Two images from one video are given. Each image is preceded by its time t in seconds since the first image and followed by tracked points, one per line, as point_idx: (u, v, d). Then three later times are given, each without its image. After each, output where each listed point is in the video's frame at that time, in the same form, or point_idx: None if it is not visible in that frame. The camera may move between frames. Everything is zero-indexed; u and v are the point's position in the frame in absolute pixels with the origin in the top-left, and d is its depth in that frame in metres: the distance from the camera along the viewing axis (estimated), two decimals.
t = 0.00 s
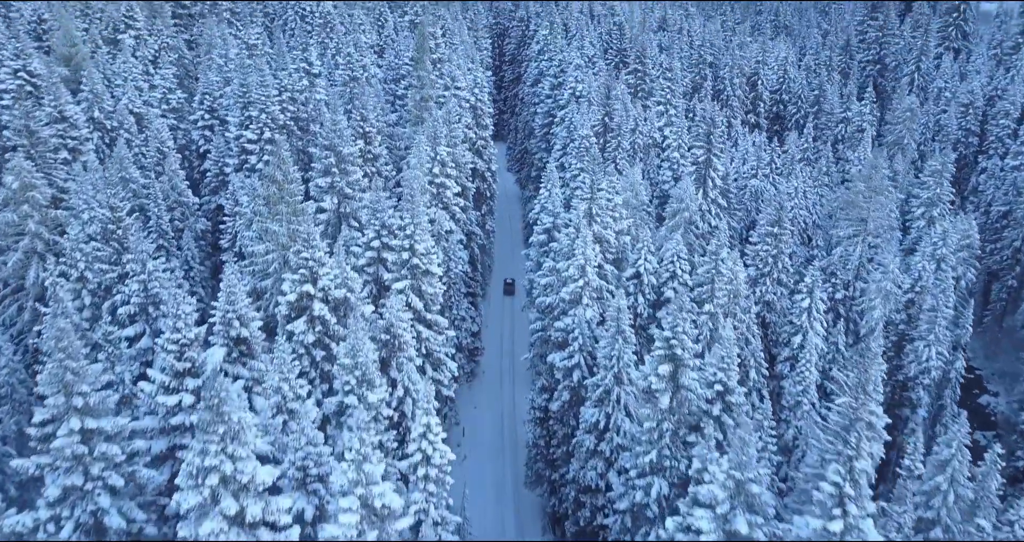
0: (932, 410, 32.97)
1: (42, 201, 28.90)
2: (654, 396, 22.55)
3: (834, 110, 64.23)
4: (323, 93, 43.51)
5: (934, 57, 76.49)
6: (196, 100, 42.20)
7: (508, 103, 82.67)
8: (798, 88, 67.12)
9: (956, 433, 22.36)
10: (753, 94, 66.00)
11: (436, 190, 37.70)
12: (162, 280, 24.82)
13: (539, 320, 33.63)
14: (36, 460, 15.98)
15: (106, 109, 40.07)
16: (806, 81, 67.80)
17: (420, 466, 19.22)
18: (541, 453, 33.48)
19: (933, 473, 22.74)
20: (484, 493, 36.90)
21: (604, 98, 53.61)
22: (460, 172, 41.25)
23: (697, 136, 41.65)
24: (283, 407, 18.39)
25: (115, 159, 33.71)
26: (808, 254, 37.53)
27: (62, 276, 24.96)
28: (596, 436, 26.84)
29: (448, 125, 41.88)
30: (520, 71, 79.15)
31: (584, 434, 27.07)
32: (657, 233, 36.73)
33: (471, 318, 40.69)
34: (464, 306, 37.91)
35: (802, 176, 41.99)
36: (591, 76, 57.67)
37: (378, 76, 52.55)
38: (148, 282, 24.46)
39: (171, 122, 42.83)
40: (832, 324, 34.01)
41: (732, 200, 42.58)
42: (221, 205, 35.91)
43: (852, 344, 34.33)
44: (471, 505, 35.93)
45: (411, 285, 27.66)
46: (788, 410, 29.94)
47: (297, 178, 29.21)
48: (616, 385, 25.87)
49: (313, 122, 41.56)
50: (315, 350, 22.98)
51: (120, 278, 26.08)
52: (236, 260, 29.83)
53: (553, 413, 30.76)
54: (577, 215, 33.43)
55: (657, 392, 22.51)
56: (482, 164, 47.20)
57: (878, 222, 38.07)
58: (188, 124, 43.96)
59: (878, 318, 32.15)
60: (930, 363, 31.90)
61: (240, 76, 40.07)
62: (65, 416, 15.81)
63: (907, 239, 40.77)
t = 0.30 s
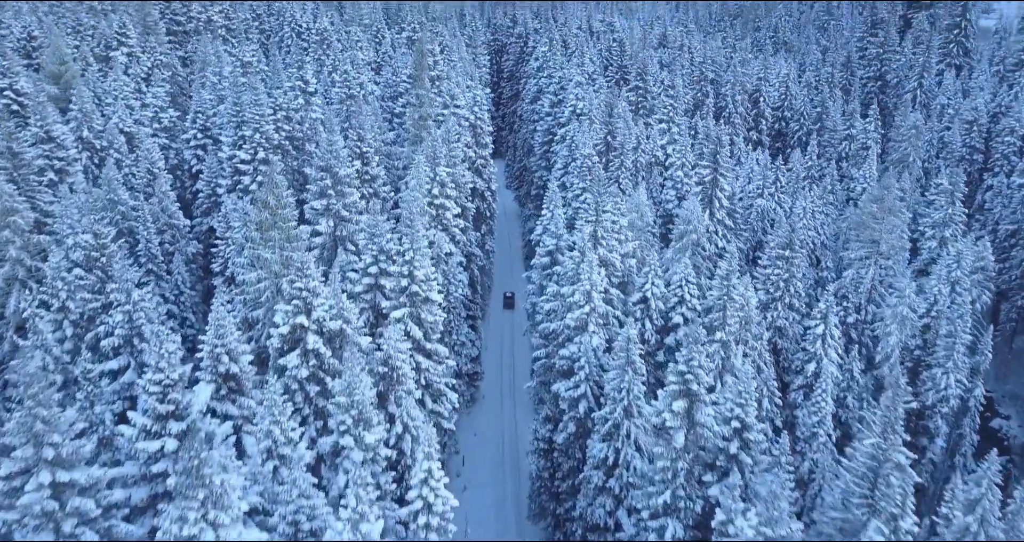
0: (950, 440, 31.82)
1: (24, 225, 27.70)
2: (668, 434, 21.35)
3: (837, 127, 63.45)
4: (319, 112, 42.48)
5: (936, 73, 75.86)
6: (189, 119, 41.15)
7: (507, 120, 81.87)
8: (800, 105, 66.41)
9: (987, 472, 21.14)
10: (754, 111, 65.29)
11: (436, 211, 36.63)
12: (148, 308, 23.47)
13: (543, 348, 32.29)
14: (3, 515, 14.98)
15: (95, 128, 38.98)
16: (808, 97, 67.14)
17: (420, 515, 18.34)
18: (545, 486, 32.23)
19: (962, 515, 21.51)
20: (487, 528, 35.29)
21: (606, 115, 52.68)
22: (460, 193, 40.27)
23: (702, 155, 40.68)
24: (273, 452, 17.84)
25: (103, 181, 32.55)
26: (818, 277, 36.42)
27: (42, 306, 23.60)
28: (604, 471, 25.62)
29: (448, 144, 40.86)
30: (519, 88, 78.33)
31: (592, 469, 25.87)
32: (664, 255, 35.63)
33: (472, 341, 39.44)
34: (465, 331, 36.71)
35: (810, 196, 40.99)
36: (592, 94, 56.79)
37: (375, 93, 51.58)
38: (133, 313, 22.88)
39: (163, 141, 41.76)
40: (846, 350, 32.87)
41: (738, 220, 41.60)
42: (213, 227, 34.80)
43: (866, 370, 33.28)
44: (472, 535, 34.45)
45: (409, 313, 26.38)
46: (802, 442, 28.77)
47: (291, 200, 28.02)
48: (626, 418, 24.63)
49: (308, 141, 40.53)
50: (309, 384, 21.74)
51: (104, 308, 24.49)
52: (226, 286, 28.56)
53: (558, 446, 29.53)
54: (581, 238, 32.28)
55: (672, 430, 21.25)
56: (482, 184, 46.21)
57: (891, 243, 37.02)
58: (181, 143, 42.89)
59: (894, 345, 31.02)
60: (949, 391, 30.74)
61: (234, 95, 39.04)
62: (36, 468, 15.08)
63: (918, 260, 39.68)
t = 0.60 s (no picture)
0: (967, 467, 30.76)
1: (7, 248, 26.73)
2: (681, 469, 20.26)
3: (840, 143, 62.81)
4: (316, 128, 41.61)
5: (937, 88, 75.34)
6: (182, 136, 40.26)
7: (506, 135, 81.16)
8: (802, 120, 65.82)
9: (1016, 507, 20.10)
10: (756, 126, 64.66)
11: (435, 230, 35.67)
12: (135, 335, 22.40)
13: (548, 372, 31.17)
14: None
15: (86, 146, 38.09)
16: (811, 112, 66.54)
17: None
18: (549, 516, 31.09)
19: None
20: None
21: (607, 131, 51.88)
22: (460, 211, 39.35)
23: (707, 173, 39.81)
24: (264, 495, 16.76)
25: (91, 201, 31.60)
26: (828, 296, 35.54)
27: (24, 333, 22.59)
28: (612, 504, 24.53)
29: (447, 160, 39.96)
30: (518, 102, 77.63)
31: (599, 501, 24.79)
32: (670, 275, 34.63)
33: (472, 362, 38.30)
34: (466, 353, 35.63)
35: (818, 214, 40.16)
36: (593, 109, 56.06)
37: (373, 108, 50.74)
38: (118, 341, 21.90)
39: (156, 158, 40.87)
40: (858, 374, 31.88)
41: (744, 238, 40.71)
42: (205, 247, 33.86)
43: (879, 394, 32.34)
44: None
45: (408, 339, 25.24)
46: (817, 471, 27.73)
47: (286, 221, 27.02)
48: (635, 449, 23.56)
49: (304, 159, 39.67)
50: (304, 416, 20.64)
51: (89, 334, 23.54)
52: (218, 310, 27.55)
53: (564, 476, 28.41)
54: (586, 258, 31.23)
55: (686, 466, 20.17)
56: (482, 201, 45.35)
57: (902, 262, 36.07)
58: (174, 160, 42.00)
59: (910, 369, 30.00)
60: (967, 417, 29.68)
61: (228, 111, 38.18)
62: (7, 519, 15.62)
63: (929, 279, 38.73)
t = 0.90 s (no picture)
0: (986, 495, 29.74)
1: None
2: (696, 506, 19.19)
3: (844, 157, 62.10)
4: (313, 144, 40.73)
5: (940, 102, 74.79)
6: (175, 152, 39.31)
7: (506, 149, 80.40)
8: (805, 134, 65.16)
9: None
10: (759, 141, 64.04)
11: (435, 249, 34.69)
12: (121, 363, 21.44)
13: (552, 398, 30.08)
14: None
15: (76, 162, 37.15)
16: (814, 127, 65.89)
17: None
18: None
19: None
20: None
21: (610, 146, 51.02)
22: (460, 228, 38.41)
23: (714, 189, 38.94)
24: None
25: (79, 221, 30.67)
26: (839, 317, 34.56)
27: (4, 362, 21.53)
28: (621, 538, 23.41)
29: (448, 176, 39.05)
30: (518, 116, 76.90)
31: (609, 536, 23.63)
32: (678, 295, 33.61)
33: (472, 384, 37.11)
34: (466, 376, 34.53)
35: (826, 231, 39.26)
36: (594, 124, 55.27)
37: (371, 123, 49.90)
38: (100, 371, 20.83)
39: (149, 175, 39.96)
40: (873, 398, 30.84)
41: (751, 256, 39.80)
42: (198, 267, 32.85)
43: (894, 418, 31.30)
44: None
45: (408, 365, 24.14)
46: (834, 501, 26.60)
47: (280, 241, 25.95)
48: (645, 482, 22.48)
49: (301, 175, 38.72)
50: (297, 452, 19.47)
51: (71, 361, 22.49)
52: (210, 334, 26.53)
53: (570, 507, 27.28)
54: (592, 279, 30.16)
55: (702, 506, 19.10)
56: (482, 217, 44.42)
57: (915, 282, 35.09)
58: (167, 176, 41.05)
59: (927, 394, 28.98)
60: (988, 443, 28.55)
61: (223, 128, 37.26)
62: None
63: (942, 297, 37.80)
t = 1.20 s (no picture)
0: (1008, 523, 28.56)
1: None
2: None
3: (848, 171, 61.36)
4: (309, 158, 39.84)
5: (943, 115, 74.15)
6: (168, 167, 38.39)
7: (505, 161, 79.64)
8: (808, 148, 64.45)
9: None
10: (762, 155, 63.33)
11: (435, 267, 33.70)
12: (106, 393, 20.22)
13: (557, 422, 28.99)
14: None
15: (66, 179, 36.23)
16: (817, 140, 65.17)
17: None
18: None
19: None
20: None
21: (612, 159, 50.17)
22: (460, 245, 37.43)
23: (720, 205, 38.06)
24: None
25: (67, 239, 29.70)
26: (851, 336, 33.55)
27: None
28: None
29: (448, 192, 38.12)
30: (517, 129, 76.18)
31: None
32: (686, 315, 32.58)
33: (473, 406, 35.87)
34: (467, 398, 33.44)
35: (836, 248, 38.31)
36: (596, 138, 54.43)
37: (370, 137, 49.08)
38: (81, 403, 19.50)
39: (141, 191, 39.05)
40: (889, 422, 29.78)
41: (759, 273, 38.86)
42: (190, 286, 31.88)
43: (911, 442, 30.24)
44: None
45: (408, 392, 23.05)
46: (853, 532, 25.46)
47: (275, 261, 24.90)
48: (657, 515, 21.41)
49: (297, 191, 37.75)
50: (291, 489, 18.35)
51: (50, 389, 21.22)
52: (201, 358, 25.46)
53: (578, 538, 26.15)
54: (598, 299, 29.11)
55: None
56: (482, 233, 43.44)
57: (929, 300, 34.10)
58: (160, 192, 40.14)
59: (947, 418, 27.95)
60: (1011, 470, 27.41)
61: (217, 143, 36.28)
62: None
63: (955, 315, 36.81)
